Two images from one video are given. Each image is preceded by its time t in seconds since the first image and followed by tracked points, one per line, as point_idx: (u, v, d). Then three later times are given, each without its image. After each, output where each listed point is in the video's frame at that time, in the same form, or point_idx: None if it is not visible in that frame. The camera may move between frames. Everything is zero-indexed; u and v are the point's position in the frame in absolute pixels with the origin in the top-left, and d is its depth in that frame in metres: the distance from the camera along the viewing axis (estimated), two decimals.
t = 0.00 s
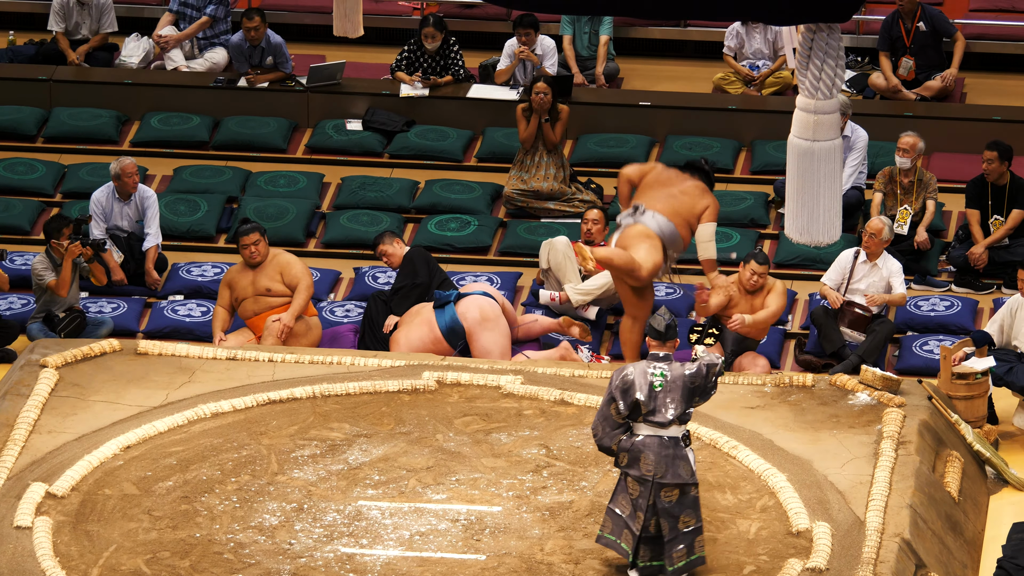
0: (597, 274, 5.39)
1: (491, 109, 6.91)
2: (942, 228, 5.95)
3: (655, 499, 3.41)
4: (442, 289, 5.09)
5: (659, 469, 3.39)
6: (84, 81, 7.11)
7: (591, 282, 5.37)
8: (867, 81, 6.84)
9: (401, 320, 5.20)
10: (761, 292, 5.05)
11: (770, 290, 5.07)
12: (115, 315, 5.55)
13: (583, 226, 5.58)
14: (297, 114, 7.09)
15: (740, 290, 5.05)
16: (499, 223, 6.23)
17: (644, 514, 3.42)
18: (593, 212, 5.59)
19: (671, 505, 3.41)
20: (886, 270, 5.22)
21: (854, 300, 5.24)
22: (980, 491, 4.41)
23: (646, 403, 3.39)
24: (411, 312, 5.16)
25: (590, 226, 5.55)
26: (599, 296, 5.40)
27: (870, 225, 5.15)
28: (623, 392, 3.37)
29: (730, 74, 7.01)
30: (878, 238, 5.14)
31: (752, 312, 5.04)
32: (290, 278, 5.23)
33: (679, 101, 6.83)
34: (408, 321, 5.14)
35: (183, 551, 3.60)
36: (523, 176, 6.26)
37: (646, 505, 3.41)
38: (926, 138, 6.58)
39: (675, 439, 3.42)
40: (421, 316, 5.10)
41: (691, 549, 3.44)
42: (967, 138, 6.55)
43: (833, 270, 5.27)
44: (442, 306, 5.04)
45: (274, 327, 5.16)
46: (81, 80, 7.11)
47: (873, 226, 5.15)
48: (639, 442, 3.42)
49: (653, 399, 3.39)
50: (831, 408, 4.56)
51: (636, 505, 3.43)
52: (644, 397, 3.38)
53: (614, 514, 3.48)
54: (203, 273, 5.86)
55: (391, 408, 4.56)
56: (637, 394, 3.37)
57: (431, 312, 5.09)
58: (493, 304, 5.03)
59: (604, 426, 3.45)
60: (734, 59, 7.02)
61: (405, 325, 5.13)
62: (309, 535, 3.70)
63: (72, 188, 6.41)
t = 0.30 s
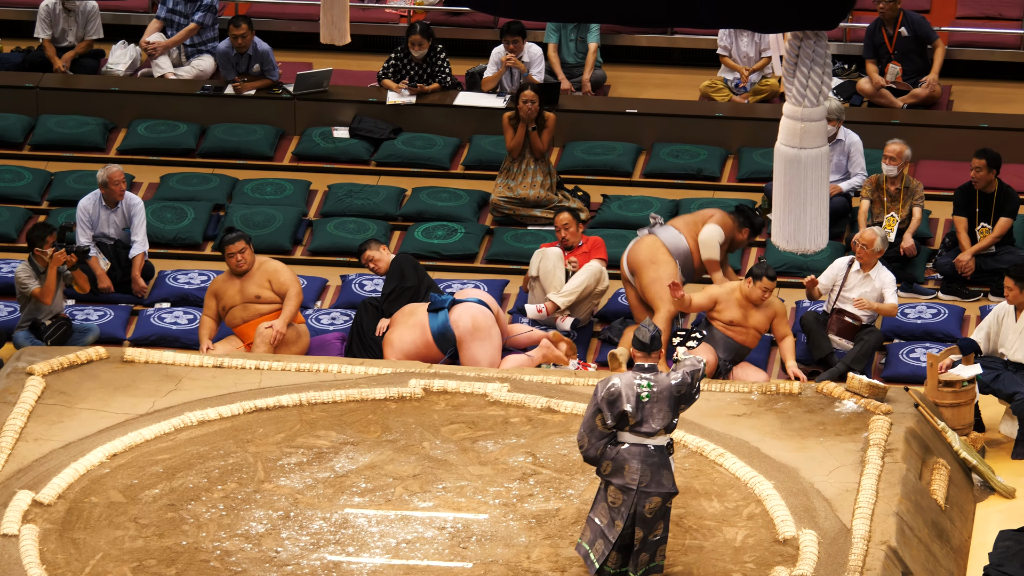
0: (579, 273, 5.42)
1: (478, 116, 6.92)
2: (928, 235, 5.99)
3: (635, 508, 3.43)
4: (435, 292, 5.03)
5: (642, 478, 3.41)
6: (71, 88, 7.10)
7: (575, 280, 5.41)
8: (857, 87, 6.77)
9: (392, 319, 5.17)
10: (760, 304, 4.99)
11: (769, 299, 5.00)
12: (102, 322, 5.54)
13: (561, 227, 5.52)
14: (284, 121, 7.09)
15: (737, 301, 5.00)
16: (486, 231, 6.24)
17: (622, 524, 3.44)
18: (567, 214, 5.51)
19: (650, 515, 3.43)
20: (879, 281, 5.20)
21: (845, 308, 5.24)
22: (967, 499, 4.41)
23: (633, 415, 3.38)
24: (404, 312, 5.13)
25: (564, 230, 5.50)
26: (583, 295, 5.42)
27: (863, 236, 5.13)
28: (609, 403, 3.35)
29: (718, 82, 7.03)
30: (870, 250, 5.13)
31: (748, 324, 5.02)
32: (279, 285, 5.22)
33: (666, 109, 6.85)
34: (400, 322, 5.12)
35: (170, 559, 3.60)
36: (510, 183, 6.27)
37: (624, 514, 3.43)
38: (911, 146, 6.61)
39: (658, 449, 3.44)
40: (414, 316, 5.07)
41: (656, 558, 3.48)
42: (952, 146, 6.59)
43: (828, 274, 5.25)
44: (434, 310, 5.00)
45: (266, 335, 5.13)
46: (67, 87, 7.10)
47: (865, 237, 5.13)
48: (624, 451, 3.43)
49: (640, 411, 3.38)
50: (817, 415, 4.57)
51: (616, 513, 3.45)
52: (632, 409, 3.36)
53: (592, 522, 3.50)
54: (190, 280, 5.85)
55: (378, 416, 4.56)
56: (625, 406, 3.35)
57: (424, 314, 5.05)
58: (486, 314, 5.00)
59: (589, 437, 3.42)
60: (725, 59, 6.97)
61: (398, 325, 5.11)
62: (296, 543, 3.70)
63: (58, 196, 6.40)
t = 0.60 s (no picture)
0: (544, 273, 5.46)
1: (456, 123, 6.93)
2: (907, 241, 6.04)
3: (616, 515, 3.45)
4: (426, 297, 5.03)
5: (621, 484, 3.43)
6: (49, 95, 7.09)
7: (543, 282, 5.44)
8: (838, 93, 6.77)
9: (379, 320, 5.15)
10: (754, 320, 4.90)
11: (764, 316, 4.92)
12: (81, 329, 5.52)
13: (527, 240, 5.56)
14: (263, 128, 7.09)
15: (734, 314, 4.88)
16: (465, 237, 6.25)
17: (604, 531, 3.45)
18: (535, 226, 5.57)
19: (631, 520, 3.46)
20: (859, 290, 5.23)
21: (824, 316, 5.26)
22: (945, 504, 4.44)
23: (614, 421, 3.40)
24: (392, 313, 5.11)
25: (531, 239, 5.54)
26: (551, 295, 5.46)
27: (841, 244, 5.17)
28: (590, 407, 3.38)
29: (696, 88, 7.04)
30: (849, 258, 5.16)
31: (738, 338, 4.94)
32: (264, 292, 5.23)
33: (644, 115, 6.88)
34: (387, 322, 5.10)
35: (149, 566, 3.59)
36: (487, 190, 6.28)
37: (606, 521, 3.44)
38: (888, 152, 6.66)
39: (637, 456, 3.46)
40: (402, 318, 5.05)
41: (642, 565, 3.51)
42: (928, 151, 6.64)
43: (806, 284, 5.32)
44: (423, 314, 4.99)
45: (254, 340, 5.12)
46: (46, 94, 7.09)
47: (843, 246, 5.16)
48: (603, 457, 3.45)
49: (620, 416, 3.40)
50: (796, 421, 4.60)
51: (596, 521, 3.46)
52: (612, 415, 3.39)
53: (572, 530, 3.50)
54: (168, 287, 5.84)
55: (358, 423, 4.57)
56: (605, 411, 3.38)
57: (412, 317, 5.04)
58: (475, 326, 5.00)
59: (569, 440, 3.47)
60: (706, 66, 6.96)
61: (385, 326, 5.09)
62: (275, 549, 3.70)
63: (36, 203, 6.37)
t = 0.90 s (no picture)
0: (519, 265, 5.49)
1: (440, 125, 6.93)
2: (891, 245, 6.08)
3: (601, 516, 3.47)
4: (430, 296, 4.98)
5: (606, 486, 3.45)
6: (33, 96, 7.07)
7: (518, 272, 5.46)
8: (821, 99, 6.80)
9: (375, 315, 5.08)
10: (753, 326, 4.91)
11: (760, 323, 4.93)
12: (64, 331, 5.51)
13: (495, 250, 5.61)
14: (247, 129, 7.09)
15: (736, 320, 4.89)
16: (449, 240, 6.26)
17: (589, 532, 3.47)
18: (503, 236, 5.62)
19: (617, 522, 3.47)
20: (838, 290, 5.25)
21: (806, 317, 5.32)
22: (928, 507, 4.46)
23: (601, 422, 3.42)
24: (391, 308, 5.04)
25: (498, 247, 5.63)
26: (529, 286, 5.47)
27: (817, 246, 5.22)
28: (575, 408, 3.39)
29: (680, 91, 7.07)
30: (825, 258, 5.21)
31: (732, 345, 4.97)
32: (256, 294, 5.25)
33: (628, 117, 6.91)
34: (383, 318, 5.03)
35: (132, 568, 3.59)
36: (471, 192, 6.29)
37: (592, 523, 3.46)
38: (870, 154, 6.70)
39: (622, 457, 3.48)
40: (402, 314, 5.00)
41: (629, 566, 3.52)
42: (911, 154, 6.68)
43: (787, 287, 5.36)
44: (426, 311, 4.95)
45: (258, 341, 5.14)
46: (30, 95, 7.07)
47: (818, 247, 5.21)
48: (589, 459, 3.47)
49: (607, 417, 3.42)
50: (779, 423, 4.63)
51: (582, 522, 3.48)
52: (599, 415, 3.40)
53: (560, 530, 3.53)
54: (152, 289, 5.82)
55: (342, 424, 4.57)
56: (591, 411, 3.39)
57: (413, 314, 4.98)
58: (474, 332, 5.00)
59: (555, 442, 3.47)
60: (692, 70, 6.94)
61: (383, 322, 5.02)
62: (259, 551, 3.70)
63: (20, 205, 6.36)
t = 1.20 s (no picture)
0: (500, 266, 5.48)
1: (429, 131, 6.94)
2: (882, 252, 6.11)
3: (588, 520, 3.46)
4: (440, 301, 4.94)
5: (592, 489, 3.44)
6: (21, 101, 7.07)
7: (501, 273, 5.45)
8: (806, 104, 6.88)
9: (377, 311, 5.01)
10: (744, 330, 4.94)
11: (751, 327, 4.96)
12: (53, 336, 5.50)
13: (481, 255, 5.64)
14: (236, 134, 7.09)
15: (732, 323, 4.90)
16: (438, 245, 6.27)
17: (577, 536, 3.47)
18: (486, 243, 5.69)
19: (605, 526, 3.48)
20: (818, 292, 5.25)
21: (793, 322, 5.33)
22: (918, 512, 4.48)
23: (584, 426, 3.42)
24: (398, 306, 4.98)
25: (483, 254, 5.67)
26: (512, 286, 5.46)
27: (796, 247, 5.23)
28: (558, 412, 3.39)
29: (668, 96, 7.10)
30: (805, 259, 5.22)
31: (726, 351, 4.98)
32: (249, 300, 5.25)
33: (617, 123, 6.93)
34: (389, 315, 4.96)
35: (120, 573, 3.58)
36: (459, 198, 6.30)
37: (579, 526, 3.46)
38: (858, 159, 6.73)
39: (607, 460, 3.48)
40: (408, 314, 4.94)
41: (619, 569, 3.54)
42: (899, 159, 6.71)
43: (772, 292, 5.37)
44: (434, 315, 4.91)
45: (254, 349, 5.16)
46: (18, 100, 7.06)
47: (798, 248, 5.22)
48: (574, 463, 3.46)
49: (590, 420, 3.42)
50: (768, 429, 4.65)
51: (568, 527, 3.47)
52: (582, 419, 3.40)
53: (548, 535, 3.53)
54: (141, 294, 5.82)
55: (331, 430, 4.57)
56: (574, 416, 3.39)
57: (420, 314, 4.93)
58: (479, 341, 4.99)
59: (539, 447, 3.45)
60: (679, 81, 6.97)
61: (387, 318, 4.95)
62: (247, 557, 3.70)
63: (7, 210, 6.34)
